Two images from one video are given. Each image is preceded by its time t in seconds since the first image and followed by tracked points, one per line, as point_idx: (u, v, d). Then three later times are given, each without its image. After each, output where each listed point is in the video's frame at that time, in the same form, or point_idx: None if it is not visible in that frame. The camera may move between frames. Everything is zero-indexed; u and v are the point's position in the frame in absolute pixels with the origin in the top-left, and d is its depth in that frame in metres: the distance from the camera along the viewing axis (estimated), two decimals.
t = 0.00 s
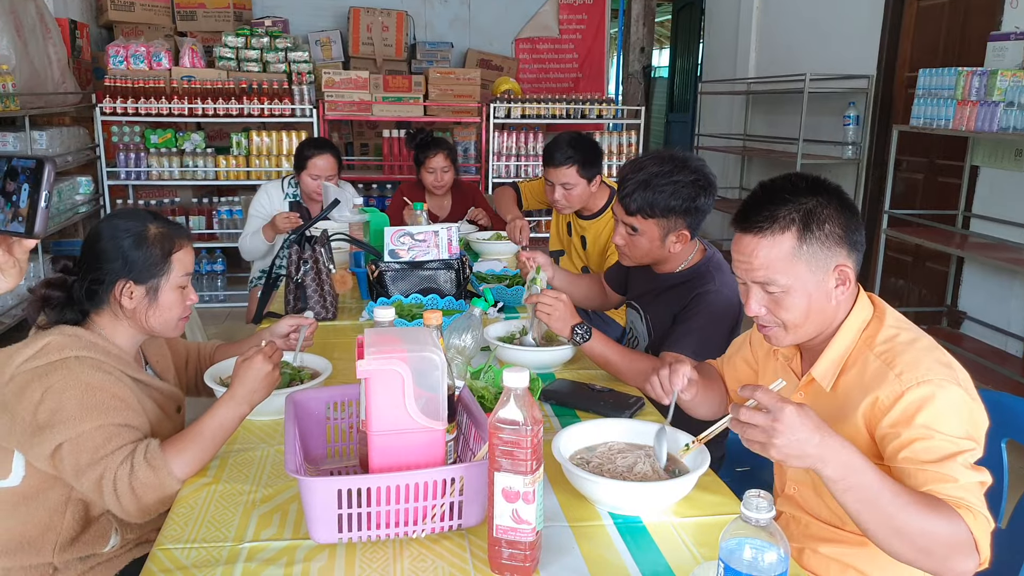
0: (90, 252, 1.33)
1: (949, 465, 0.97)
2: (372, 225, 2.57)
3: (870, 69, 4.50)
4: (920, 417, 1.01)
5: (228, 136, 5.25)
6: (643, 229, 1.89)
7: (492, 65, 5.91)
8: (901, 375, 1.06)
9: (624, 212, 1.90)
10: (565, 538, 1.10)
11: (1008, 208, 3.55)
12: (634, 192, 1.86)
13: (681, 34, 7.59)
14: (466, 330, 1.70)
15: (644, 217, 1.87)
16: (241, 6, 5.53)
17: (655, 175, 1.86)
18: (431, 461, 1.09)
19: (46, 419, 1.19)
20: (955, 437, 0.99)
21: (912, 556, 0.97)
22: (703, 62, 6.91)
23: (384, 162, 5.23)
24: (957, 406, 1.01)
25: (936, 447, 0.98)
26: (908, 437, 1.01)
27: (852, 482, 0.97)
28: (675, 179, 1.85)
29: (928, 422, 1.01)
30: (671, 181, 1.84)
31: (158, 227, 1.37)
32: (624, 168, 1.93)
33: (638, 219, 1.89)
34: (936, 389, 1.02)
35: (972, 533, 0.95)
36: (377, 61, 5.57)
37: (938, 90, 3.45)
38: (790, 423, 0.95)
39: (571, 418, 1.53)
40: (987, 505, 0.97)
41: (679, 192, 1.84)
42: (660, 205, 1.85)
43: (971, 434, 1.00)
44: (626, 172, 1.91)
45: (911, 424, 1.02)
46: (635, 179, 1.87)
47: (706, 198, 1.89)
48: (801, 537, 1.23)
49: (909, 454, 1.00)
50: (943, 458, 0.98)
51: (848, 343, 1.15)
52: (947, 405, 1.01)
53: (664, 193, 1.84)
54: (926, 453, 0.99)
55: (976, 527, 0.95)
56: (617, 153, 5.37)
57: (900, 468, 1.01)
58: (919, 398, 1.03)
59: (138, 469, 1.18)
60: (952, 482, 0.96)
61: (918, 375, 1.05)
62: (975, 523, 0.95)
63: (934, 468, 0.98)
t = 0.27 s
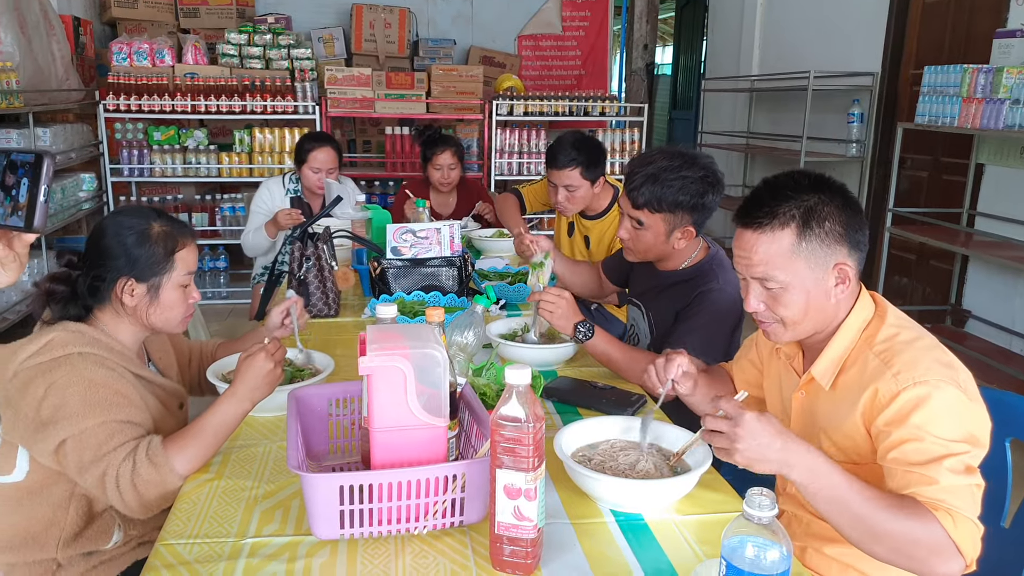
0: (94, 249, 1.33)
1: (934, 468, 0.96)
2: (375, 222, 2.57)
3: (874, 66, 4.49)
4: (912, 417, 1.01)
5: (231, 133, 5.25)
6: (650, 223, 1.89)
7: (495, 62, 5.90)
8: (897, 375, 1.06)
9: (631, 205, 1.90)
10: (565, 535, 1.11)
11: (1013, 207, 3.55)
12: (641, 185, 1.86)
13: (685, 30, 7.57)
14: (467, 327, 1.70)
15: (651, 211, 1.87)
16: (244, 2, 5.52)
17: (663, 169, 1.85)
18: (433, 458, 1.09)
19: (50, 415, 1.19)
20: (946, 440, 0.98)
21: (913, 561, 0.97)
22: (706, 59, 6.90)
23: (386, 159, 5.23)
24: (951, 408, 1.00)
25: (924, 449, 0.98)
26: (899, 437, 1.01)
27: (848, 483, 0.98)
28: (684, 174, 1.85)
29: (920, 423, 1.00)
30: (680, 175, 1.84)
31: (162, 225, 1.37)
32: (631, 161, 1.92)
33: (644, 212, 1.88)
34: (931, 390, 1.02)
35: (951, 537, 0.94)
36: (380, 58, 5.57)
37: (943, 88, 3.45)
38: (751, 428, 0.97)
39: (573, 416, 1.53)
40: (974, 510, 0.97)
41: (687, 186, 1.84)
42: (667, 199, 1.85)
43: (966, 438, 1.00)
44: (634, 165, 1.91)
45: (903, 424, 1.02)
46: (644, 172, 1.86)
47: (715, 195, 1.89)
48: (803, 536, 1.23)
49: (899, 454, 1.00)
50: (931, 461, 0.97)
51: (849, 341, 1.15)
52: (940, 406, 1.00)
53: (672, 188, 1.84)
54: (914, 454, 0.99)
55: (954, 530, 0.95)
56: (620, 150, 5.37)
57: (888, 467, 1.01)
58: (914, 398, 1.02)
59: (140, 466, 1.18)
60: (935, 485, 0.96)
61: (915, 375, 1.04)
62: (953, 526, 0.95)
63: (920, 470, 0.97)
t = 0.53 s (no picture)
0: (98, 244, 1.33)
1: (939, 471, 0.96)
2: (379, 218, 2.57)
3: (880, 64, 4.48)
4: (918, 419, 1.01)
5: (235, 129, 5.25)
6: (642, 224, 1.87)
7: (499, 58, 5.89)
8: (903, 375, 1.06)
9: (622, 207, 1.88)
10: (568, 532, 1.10)
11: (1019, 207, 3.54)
12: (632, 187, 1.84)
13: (690, 27, 7.55)
14: (471, 323, 1.70)
15: (643, 213, 1.85)
16: None
17: (653, 169, 1.84)
18: (437, 455, 1.09)
19: (55, 409, 1.19)
20: (952, 442, 0.98)
21: (917, 562, 0.96)
22: (711, 55, 6.88)
23: (390, 155, 5.23)
24: (958, 410, 0.99)
25: (929, 451, 0.98)
26: (905, 438, 1.01)
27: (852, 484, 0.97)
28: (674, 174, 1.83)
29: (926, 424, 1.00)
30: (670, 175, 1.83)
31: (165, 220, 1.37)
32: (622, 163, 1.90)
33: (636, 214, 1.86)
34: (937, 391, 1.01)
35: (955, 540, 0.94)
36: (384, 54, 5.56)
37: (950, 86, 3.44)
38: (756, 436, 0.97)
39: (577, 413, 1.52)
40: (979, 512, 0.96)
41: (678, 186, 1.83)
42: (658, 200, 1.83)
43: (972, 439, 0.99)
44: (624, 166, 1.89)
45: (909, 426, 1.01)
46: (634, 174, 1.84)
47: (705, 194, 1.88)
48: (805, 534, 1.23)
49: (903, 457, 1.00)
50: (936, 464, 0.97)
51: (853, 340, 1.15)
52: (947, 407, 0.99)
53: (663, 188, 1.82)
54: (919, 456, 0.98)
55: (959, 534, 0.94)
56: (624, 147, 5.36)
57: (893, 468, 1.01)
58: (920, 399, 1.02)
59: (143, 462, 1.18)
60: (939, 488, 0.96)
61: (921, 376, 1.04)
62: (958, 530, 0.94)
63: (925, 473, 0.97)
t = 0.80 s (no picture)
0: (103, 242, 1.33)
1: (944, 475, 0.95)
2: (382, 217, 2.57)
3: (884, 61, 4.46)
4: (918, 422, 1.00)
5: (239, 128, 5.25)
6: (607, 236, 1.83)
7: (502, 57, 5.89)
8: (903, 375, 1.05)
9: (586, 221, 1.84)
10: (573, 531, 1.10)
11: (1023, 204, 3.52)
12: (592, 201, 1.80)
13: (693, 25, 7.53)
14: (476, 322, 1.70)
15: (607, 224, 1.81)
16: None
17: (613, 181, 1.79)
18: (442, 454, 1.09)
19: (62, 408, 1.19)
20: (955, 443, 0.97)
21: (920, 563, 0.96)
22: (714, 53, 6.86)
23: (393, 154, 5.23)
24: (958, 410, 0.98)
25: (933, 454, 0.97)
26: (908, 442, 1.00)
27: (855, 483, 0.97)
28: (633, 184, 1.78)
29: (928, 426, 0.99)
30: (629, 186, 1.77)
31: (170, 219, 1.37)
32: (585, 177, 1.87)
33: (601, 227, 1.82)
34: (935, 392, 1.00)
35: (968, 545, 0.93)
36: (387, 53, 5.56)
37: (955, 83, 3.43)
38: (762, 453, 0.97)
39: (582, 412, 1.52)
40: (989, 512, 0.95)
41: (638, 196, 1.78)
42: (620, 212, 1.78)
43: (975, 438, 0.98)
44: (586, 182, 1.85)
45: (909, 429, 1.01)
46: (594, 187, 1.80)
47: (668, 200, 1.82)
48: (811, 534, 1.22)
49: (908, 461, 0.99)
50: (942, 467, 0.96)
51: (851, 339, 1.14)
52: (946, 409, 0.98)
53: (623, 199, 1.77)
54: (924, 460, 0.98)
55: (971, 538, 0.94)
56: (628, 146, 5.35)
57: (899, 473, 1.00)
58: (919, 400, 1.01)
59: (147, 461, 1.18)
60: (946, 492, 0.95)
61: (920, 376, 1.03)
62: (969, 534, 0.94)
63: (931, 477, 0.96)
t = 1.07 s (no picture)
0: (103, 241, 1.33)
1: (946, 478, 0.95)
2: (386, 215, 2.57)
3: (888, 59, 4.45)
4: (918, 424, 1.00)
5: (242, 127, 5.26)
6: (585, 252, 1.76)
7: (505, 55, 5.88)
8: (901, 377, 1.04)
9: (563, 237, 1.77)
10: (578, 528, 1.10)
11: None
12: (568, 216, 1.73)
13: (697, 23, 7.52)
14: (479, 320, 1.69)
15: (584, 240, 1.74)
16: None
17: (586, 196, 1.72)
18: (445, 451, 1.09)
19: (64, 407, 1.20)
20: (957, 445, 0.96)
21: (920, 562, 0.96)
22: (718, 52, 6.85)
23: (397, 153, 5.23)
24: (958, 410, 0.98)
25: (934, 458, 0.97)
26: (908, 444, 1.00)
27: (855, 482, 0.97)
28: (608, 199, 1.72)
29: (928, 429, 0.99)
30: (603, 201, 1.71)
31: (169, 218, 1.37)
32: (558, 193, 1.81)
33: (578, 242, 1.75)
34: (934, 394, 1.00)
35: (971, 547, 0.94)
36: (390, 51, 5.56)
37: (959, 81, 3.42)
38: (765, 461, 0.98)
39: (585, 409, 1.52)
40: (992, 513, 0.95)
41: (613, 210, 1.71)
42: (596, 226, 1.71)
43: (975, 438, 0.97)
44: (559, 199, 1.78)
45: (909, 432, 1.00)
46: (568, 203, 1.73)
47: (643, 211, 1.77)
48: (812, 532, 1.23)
49: (909, 465, 0.99)
50: (944, 470, 0.96)
51: (849, 338, 1.15)
52: (946, 410, 0.98)
53: (598, 214, 1.70)
54: (926, 463, 0.97)
55: (975, 541, 0.94)
56: (632, 144, 5.35)
57: (900, 475, 1.00)
58: (918, 402, 1.01)
59: (152, 459, 1.19)
60: (949, 495, 0.95)
61: (919, 377, 1.02)
62: (973, 537, 0.94)
63: (933, 481, 0.96)
